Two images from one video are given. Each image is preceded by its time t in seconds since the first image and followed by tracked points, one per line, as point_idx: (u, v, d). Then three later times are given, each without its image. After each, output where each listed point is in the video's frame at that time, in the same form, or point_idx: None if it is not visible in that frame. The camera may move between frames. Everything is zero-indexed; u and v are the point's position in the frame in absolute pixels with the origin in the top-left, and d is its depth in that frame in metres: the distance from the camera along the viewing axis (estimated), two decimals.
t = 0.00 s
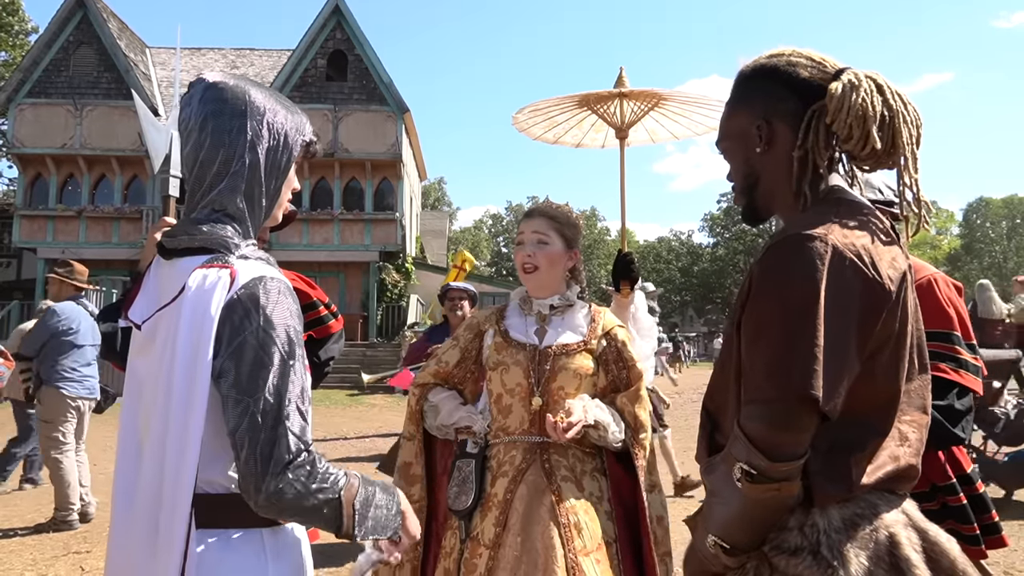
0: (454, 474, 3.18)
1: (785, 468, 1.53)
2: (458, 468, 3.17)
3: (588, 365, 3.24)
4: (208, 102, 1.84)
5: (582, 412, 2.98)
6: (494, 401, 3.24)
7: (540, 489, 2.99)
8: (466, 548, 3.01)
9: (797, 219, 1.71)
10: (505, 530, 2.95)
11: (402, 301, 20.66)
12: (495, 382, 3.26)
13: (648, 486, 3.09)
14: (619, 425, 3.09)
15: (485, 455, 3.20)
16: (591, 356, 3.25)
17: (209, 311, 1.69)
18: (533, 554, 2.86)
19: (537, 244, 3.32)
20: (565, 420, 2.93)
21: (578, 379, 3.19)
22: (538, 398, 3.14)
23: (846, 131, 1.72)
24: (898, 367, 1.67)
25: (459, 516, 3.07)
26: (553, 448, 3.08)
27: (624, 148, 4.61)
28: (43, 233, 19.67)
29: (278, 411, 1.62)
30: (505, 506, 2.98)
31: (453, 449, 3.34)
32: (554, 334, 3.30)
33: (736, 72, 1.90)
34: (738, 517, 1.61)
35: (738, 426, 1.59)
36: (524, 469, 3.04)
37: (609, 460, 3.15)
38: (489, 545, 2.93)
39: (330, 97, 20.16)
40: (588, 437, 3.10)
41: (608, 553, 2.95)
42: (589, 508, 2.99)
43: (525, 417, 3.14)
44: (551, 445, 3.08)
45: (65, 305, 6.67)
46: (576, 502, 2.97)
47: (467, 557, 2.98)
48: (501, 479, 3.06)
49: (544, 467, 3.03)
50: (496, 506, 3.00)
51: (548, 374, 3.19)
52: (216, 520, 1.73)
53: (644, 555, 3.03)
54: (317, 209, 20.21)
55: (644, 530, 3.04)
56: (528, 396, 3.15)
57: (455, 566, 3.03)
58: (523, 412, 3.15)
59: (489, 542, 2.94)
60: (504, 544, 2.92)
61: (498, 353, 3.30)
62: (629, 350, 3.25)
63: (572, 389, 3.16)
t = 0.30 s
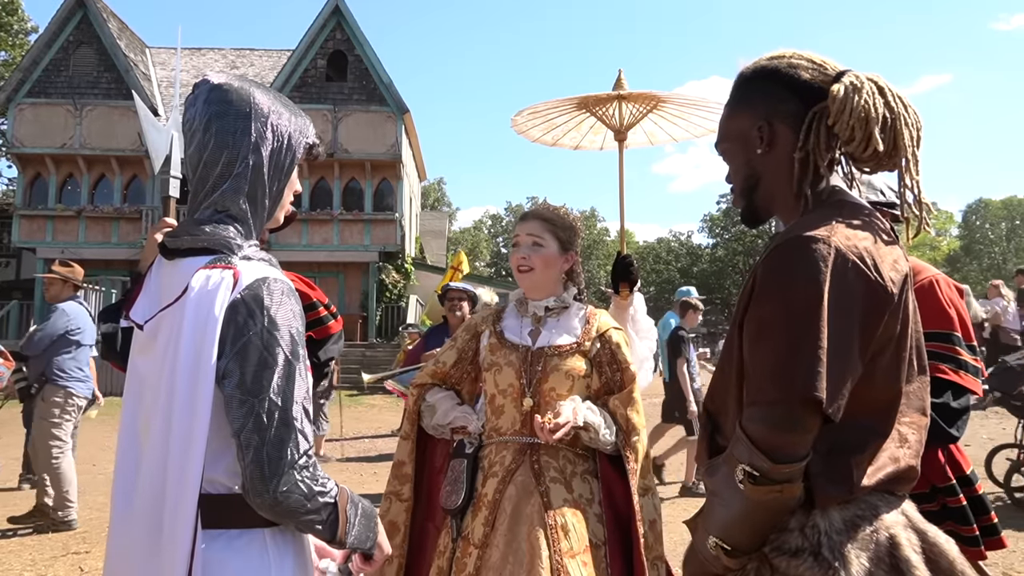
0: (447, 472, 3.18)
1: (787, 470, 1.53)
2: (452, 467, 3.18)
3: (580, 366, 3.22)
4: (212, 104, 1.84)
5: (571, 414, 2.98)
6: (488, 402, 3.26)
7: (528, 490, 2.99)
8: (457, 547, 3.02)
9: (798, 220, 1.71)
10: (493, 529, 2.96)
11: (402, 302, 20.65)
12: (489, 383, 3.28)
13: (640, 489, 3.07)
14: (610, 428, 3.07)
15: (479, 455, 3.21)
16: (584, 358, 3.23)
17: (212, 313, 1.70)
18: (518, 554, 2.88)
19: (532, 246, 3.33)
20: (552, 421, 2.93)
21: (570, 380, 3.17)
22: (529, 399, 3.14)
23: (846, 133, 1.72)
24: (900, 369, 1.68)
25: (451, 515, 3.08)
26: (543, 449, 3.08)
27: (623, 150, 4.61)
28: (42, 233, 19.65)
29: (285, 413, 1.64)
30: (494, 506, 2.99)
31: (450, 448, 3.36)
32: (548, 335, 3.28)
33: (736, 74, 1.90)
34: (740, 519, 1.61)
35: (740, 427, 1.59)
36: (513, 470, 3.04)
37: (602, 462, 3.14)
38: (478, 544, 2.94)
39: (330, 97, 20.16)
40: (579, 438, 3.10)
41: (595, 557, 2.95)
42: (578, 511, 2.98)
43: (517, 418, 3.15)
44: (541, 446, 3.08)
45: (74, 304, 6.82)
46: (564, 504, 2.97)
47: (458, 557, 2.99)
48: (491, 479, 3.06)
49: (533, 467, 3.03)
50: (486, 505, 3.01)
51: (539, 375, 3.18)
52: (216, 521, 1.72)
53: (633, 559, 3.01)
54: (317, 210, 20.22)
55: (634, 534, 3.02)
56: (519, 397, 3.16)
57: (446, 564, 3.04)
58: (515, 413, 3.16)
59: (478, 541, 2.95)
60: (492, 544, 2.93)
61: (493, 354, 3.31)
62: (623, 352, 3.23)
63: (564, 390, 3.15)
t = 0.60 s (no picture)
0: (443, 472, 3.19)
1: (788, 470, 1.53)
2: (448, 466, 3.18)
3: (576, 366, 3.21)
4: (214, 105, 1.84)
5: (566, 414, 2.98)
6: (484, 402, 3.26)
7: (523, 489, 2.99)
8: (453, 547, 3.03)
9: (803, 220, 1.71)
10: (487, 529, 2.97)
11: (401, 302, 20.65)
12: (485, 382, 3.28)
13: (637, 489, 3.07)
14: (605, 428, 3.07)
15: (475, 455, 3.20)
16: (580, 358, 3.22)
17: (208, 310, 1.70)
18: (512, 553, 2.88)
19: (529, 246, 3.32)
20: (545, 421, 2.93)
21: (566, 380, 3.17)
22: (524, 399, 3.15)
23: (863, 136, 1.77)
24: (897, 371, 1.69)
25: (447, 514, 3.09)
26: (538, 448, 3.08)
27: (623, 152, 4.62)
28: (42, 232, 19.65)
29: (278, 410, 1.65)
30: (488, 505, 3.00)
31: (447, 447, 3.36)
32: (545, 335, 3.29)
33: (741, 71, 1.89)
34: (739, 519, 1.61)
35: (740, 427, 1.60)
36: (508, 469, 3.04)
37: (597, 462, 3.14)
38: (472, 543, 2.95)
39: (329, 97, 20.16)
40: (574, 438, 3.10)
41: (588, 557, 2.95)
42: (573, 512, 2.98)
43: (512, 417, 3.15)
44: (535, 446, 3.08)
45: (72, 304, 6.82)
46: (559, 505, 2.97)
47: (454, 557, 3.00)
48: (486, 478, 3.07)
49: (528, 467, 3.03)
50: (481, 505, 3.02)
51: (535, 374, 3.18)
52: (211, 520, 1.72)
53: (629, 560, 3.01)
54: (316, 209, 20.22)
55: (629, 535, 3.01)
56: (515, 396, 3.16)
57: (442, 563, 3.05)
58: (511, 412, 3.16)
59: (472, 541, 2.96)
60: (486, 544, 2.94)
61: (490, 354, 3.31)
62: (619, 352, 3.22)
63: (559, 390, 3.15)
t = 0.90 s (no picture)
0: (444, 472, 3.19)
1: (787, 470, 1.54)
2: (448, 466, 3.18)
3: (577, 366, 3.21)
4: (212, 106, 1.84)
5: (567, 413, 2.98)
6: (484, 401, 3.27)
7: (523, 489, 3.00)
8: (453, 547, 3.03)
9: (802, 222, 1.71)
10: (488, 529, 2.97)
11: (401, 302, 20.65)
12: (485, 382, 3.28)
13: (637, 489, 3.07)
14: (606, 428, 3.07)
15: (476, 455, 3.21)
16: (581, 358, 3.22)
17: (204, 311, 1.70)
18: (513, 553, 2.88)
19: (529, 246, 3.32)
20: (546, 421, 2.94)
21: (567, 380, 3.17)
22: (524, 399, 3.15)
23: (859, 140, 1.76)
24: (895, 373, 1.69)
25: (447, 514, 3.09)
26: (539, 449, 3.08)
27: (624, 151, 4.62)
28: (41, 232, 19.66)
29: (271, 409, 1.65)
30: (489, 505, 3.00)
31: (447, 447, 3.36)
32: (545, 335, 3.29)
33: (738, 72, 1.89)
34: (737, 518, 1.61)
35: (740, 427, 1.60)
36: (508, 469, 3.04)
37: (598, 462, 3.14)
38: (473, 544, 2.95)
39: (328, 97, 20.17)
40: (575, 438, 3.10)
41: (589, 557, 2.95)
42: (574, 512, 2.98)
43: (513, 417, 3.15)
44: (536, 446, 3.08)
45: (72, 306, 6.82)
46: (559, 505, 2.97)
47: (454, 557, 3.00)
48: (487, 478, 3.07)
49: (528, 467, 3.04)
50: (481, 505, 3.02)
51: (535, 374, 3.18)
52: (208, 521, 1.72)
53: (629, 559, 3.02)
54: (315, 209, 20.22)
55: (631, 535, 3.01)
56: (515, 396, 3.16)
57: (443, 563, 3.05)
58: (511, 413, 3.16)
59: (473, 541, 2.96)
60: (487, 544, 2.94)
61: (490, 354, 3.31)
62: (619, 352, 3.22)
63: (560, 390, 3.15)
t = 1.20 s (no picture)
0: (448, 472, 3.19)
1: (787, 470, 1.53)
2: (452, 466, 3.18)
3: (580, 366, 3.21)
4: (209, 107, 1.84)
5: (570, 413, 2.99)
6: (487, 401, 3.27)
7: (527, 489, 3.00)
8: (456, 547, 3.03)
9: (797, 224, 1.71)
10: (492, 529, 2.96)
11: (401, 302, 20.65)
12: (488, 382, 3.28)
13: (639, 488, 3.06)
14: (609, 427, 3.08)
15: (478, 455, 3.21)
16: (584, 358, 3.23)
17: (201, 309, 1.71)
18: (517, 553, 2.88)
19: (530, 245, 3.33)
20: (551, 421, 2.94)
21: (569, 380, 3.17)
22: (527, 399, 3.15)
23: (839, 138, 1.73)
24: (895, 374, 1.70)
25: (450, 514, 3.09)
26: (542, 448, 3.08)
27: (626, 150, 4.62)
28: (43, 232, 19.68)
29: (269, 408, 1.65)
30: (493, 505, 3.00)
31: (450, 447, 3.36)
32: (547, 335, 3.29)
33: (732, 76, 1.91)
34: (736, 517, 1.61)
35: (739, 427, 1.60)
36: (512, 469, 3.04)
37: (600, 462, 3.14)
38: (477, 544, 2.95)
39: (330, 97, 20.18)
40: (578, 438, 3.10)
41: (594, 556, 2.95)
42: (577, 511, 2.98)
43: (515, 417, 3.15)
44: (539, 446, 3.08)
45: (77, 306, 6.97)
46: (563, 504, 2.97)
47: (457, 556, 3.00)
48: (490, 478, 3.07)
49: (531, 467, 3.04)
50: (484, 505, 3.02)
51: (538, 374, 3.18)
52: (210, 519, 1.73)
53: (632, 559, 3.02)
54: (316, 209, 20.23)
55: (634, 534, 3.02)
56: (518, 396, 3.16)
57: (446, 563, 3.05)
58: (514, 412, 3.16)
59: (477, 541, 2.96)
60: (490, 545, 2.94)
61: (492, 354, 3.31)
62: (622, 352, 3.22)
63: (563, 390, 3.15)
